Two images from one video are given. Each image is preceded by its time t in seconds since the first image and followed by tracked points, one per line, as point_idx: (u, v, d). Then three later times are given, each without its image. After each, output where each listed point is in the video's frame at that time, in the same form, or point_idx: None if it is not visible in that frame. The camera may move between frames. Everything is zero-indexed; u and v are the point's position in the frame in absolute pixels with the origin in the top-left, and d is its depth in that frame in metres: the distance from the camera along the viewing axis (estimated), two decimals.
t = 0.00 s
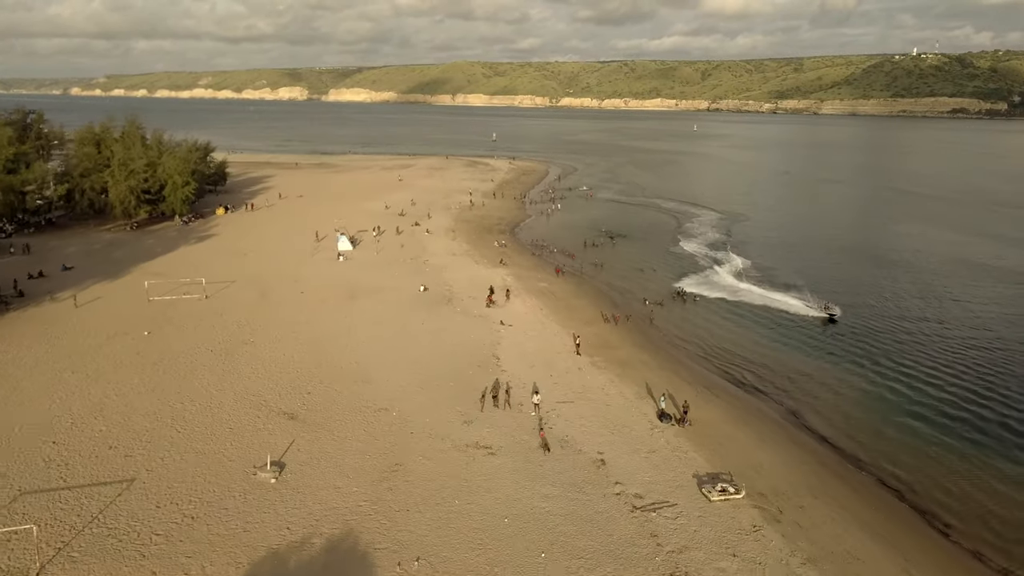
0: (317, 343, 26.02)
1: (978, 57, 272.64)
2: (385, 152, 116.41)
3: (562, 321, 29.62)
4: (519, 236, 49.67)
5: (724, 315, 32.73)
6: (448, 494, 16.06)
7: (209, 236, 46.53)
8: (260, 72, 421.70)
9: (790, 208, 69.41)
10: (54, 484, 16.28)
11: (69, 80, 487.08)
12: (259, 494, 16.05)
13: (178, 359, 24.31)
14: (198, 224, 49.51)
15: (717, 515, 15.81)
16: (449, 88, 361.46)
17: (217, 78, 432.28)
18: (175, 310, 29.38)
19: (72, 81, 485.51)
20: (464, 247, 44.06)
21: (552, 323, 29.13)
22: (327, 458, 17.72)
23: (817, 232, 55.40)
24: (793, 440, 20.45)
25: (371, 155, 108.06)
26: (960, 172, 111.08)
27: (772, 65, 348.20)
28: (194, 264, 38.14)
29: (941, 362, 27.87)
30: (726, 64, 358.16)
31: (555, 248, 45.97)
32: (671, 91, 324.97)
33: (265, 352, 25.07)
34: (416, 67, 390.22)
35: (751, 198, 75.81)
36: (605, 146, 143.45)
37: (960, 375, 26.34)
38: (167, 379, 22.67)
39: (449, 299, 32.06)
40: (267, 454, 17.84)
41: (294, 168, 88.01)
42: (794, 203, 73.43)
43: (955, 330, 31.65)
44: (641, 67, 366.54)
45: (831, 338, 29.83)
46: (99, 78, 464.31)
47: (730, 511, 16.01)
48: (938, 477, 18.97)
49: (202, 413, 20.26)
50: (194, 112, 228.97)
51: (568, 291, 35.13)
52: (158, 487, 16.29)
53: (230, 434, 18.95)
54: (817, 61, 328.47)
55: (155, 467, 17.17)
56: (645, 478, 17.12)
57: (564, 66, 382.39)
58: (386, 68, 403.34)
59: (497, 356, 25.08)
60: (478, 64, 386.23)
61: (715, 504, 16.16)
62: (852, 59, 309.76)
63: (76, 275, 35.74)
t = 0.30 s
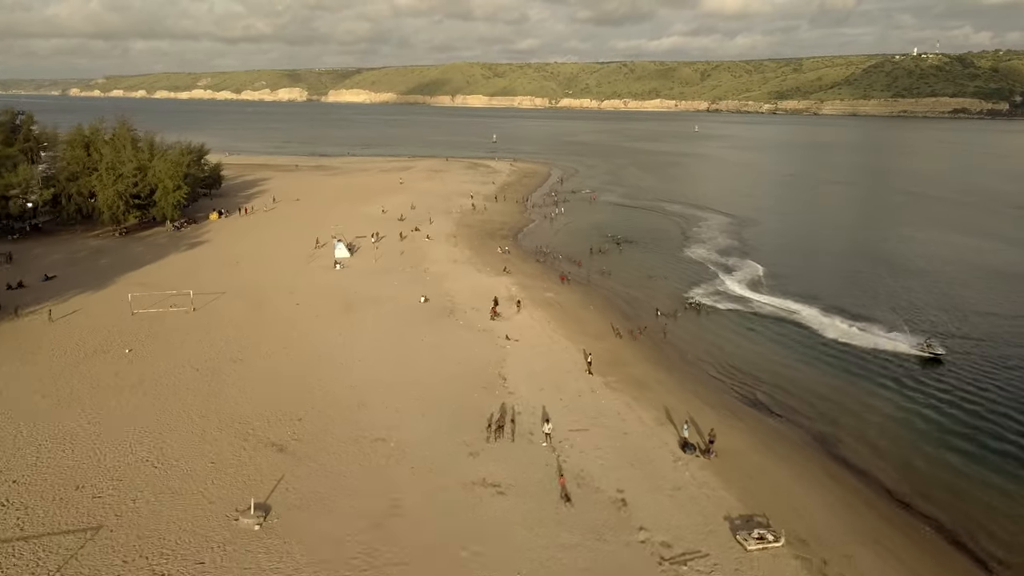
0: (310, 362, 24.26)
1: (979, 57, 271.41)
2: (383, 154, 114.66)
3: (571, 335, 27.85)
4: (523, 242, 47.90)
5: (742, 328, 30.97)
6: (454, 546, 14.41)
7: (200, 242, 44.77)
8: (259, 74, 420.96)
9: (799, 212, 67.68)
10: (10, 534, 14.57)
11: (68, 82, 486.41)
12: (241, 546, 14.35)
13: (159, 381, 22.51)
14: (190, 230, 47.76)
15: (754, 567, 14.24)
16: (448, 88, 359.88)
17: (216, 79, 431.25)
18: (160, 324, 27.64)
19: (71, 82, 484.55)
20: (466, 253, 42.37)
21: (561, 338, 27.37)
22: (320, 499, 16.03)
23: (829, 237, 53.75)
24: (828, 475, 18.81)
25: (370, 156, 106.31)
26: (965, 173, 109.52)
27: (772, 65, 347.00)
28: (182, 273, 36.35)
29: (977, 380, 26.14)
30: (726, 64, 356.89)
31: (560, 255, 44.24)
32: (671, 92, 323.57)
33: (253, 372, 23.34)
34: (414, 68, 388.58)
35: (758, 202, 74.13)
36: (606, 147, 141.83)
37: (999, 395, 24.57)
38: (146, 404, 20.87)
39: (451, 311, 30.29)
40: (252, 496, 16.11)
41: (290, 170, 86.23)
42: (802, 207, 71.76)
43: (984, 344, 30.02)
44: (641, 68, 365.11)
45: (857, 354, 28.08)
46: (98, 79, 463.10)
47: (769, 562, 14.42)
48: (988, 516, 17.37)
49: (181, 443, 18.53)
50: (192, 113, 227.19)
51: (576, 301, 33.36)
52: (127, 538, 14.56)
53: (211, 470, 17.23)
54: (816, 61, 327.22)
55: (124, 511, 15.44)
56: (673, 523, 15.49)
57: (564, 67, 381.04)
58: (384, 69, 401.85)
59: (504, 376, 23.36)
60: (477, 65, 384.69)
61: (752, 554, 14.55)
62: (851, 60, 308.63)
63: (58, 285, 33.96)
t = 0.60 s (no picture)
0: (300, 382, 22.57)
1: (980, 57, 269.87)
2: (382, 155, 112.86)
3: (581, 353, 26.10)
4: (527, 247, 46.16)
5: (762, 343, 29.22)
6: None
7: (192, 249, 43.03)
8: (258, 74, 419.27)
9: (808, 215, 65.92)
10: None
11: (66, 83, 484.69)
12: None
13: (135, 406, 20.81)
14: (181, 236, 45.99)
15: None
16: (447, 89, 358.07)
17: (214, 79, 429.36)
18: (142, 341, 25.97)
19: (69, 83, 482.82)
20: (467, 260, 40.66)
21: (571, 356, 25.63)
22: (306, 551, 14.34)
23: (842, 242, 52.00)
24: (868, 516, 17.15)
25: (369, 157, 104.60)
26: (972, 173, 107.78)
27: (772, 65, 345.48)
28: (171, 283, 34.62)
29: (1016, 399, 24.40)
30: (726, 65, 355.51)
31: (565, 261, 42.52)
32: (672, 92, 321.95)
33: (239, 395, 21.64)
34: (413, 68, 386.95)
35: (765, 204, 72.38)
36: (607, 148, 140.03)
37: None
38: (119, 433, 19.17)
39: (454, 325, 28.55)
40: (229, 548, 14.42)
41: (287, 172, 84.47)
42: (811, 210, 69.96)
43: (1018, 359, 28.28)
44: (641, 68, 363.46)
45: (887, 373, 26.30)
46: (96, 79, 461.21)
47: None
48: None
49: (155, 481, 16.85)
50: (191, 115, 225.70)
51: (585, 313, 31.60)
52: None
53: (186, 514, 15.52)
54: (817, 61, 325.71)
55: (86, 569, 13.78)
56: None
57: (563, 67, 379.48)
58: (384, 69, 400.17)
59: (511, 399, 21.69)
60: (476, 65, 383.04)
61: None
62: (852, 60, 307.16)
63: (38, 296, 32.26)
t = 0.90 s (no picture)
0: (289, 407, 20.79)
1: (982, 57, 268.17)
2: (381, 157, 111.05)
3: (594, 372, 24.22)
4: (531, 254, 44.23)
5: (785, 359, 27.31)
6: None
7: (181, 256, 41.16)
8: (256, 74, 417.34)
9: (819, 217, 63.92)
10: None
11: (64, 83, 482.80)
12: None
13: (107, 436, 18.98)
14: (170, 242, 44.11)
15: None
16: (446, 88, 356.07)
17: (212, 79, 427.32)
18: (120, 360, 24.09)
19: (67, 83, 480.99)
20: (469, 268, 38.82)
21: (583, 376, 23.75)
22: None
23: (857, 246, 50.13)
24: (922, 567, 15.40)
25: (367, 159, 102.69)
26: (979, 174, 105.96)
27: (772, 66, 343.68)
28: (156, 293, 32.73)
29: None
30: (726, 65, 353.88)
31: (572, 269, 40.66)
32: (672, 92, 320.17)
33: (222, 423, 19.77)
34: (412, 69, 385.17)
35: (774, 207, 70.54)
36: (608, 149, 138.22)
37: None
38: (86, 468, 17.34)
39: (456, 340, 26.65)
40: None
41: (283, 174, 82.55)
42: (821, 212, 68.00)
43: None
44: (641, 68, 361.80)
45: (923, 393, 24.43)
46: (94, 80, 459.46)
47: None
48: None
49: (123, 531, 15.00)
50: (189, 115, 223.78)
51: (595, 327, 29.68)
52: None
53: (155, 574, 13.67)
54: (818, 61, 323.80)
55: None
56: None
57: (563, 67, 377.45)
58: (383, 69, 398.33)
59: (521, 427, 19.85)
60: (475, 66, 381.11)
61: None
62: (853, 60, 305.43)
63: (13, 308, 30.35)
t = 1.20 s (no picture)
0: (278, 437, 19.07)
1: (983, 57, 266.46)
2: (379, 157, 109.15)
3: (610, 396, 22.44)
4: (536, 261, 42.43)
5: (813, 378, 25.51)
6: None
7: (170, 263, 39.30)
8: (255, 74, 416.01)
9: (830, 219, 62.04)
10: None
11: (63, 83, 481.67)
12: None
13: (75, 472, 17.19)
14: (159, 249, 42.25)
15: None
16: (445, 88, 354.10)
17: (212, 79, 425.94)
18: (96, 384, 22.28)
19: (66, 83, 480.07)
20: (471, 277, 37.00)
21: (598, 400, 21.98)
22: None
23: (873, 250, 48.21)
24: None
25: (365, 161, 100.80)
26: (987, 174, 104.08)
27: (772, 66, 342.11)
28: (141, 305, 30.91)
29: None
30: (726, 65, 352.26)
31: (579, 277, 38.83)
32: (672, 92, 318.42)
33: (202, 458, 17.94)
34: (411, 69, 383.40)
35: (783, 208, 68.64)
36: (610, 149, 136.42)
37: None
38: (47, 514, 15.51)
39: (459, 358, 24.83)
40: None
41: (279, 176, 80.69)
42: (833, 213, 66.09)
43: None
44: (641, 69, 360.10)
45: (964, 416, 22.64)
46: (93, 80, 458.26)
47: None
48: None
49: None
50: (187, 116, 221.64)
51: (606, 341, 27.89)
52: None
53: None
54: (818, 60, 322.12)
55: None
56: None
57: (563, 67, 375.61)
58: (382, 69, 396.31)
59: (531, 462, 18.05)
60: (475, 65, 379.23)
61: None
62: (854, 60, 303.81)
63: None
